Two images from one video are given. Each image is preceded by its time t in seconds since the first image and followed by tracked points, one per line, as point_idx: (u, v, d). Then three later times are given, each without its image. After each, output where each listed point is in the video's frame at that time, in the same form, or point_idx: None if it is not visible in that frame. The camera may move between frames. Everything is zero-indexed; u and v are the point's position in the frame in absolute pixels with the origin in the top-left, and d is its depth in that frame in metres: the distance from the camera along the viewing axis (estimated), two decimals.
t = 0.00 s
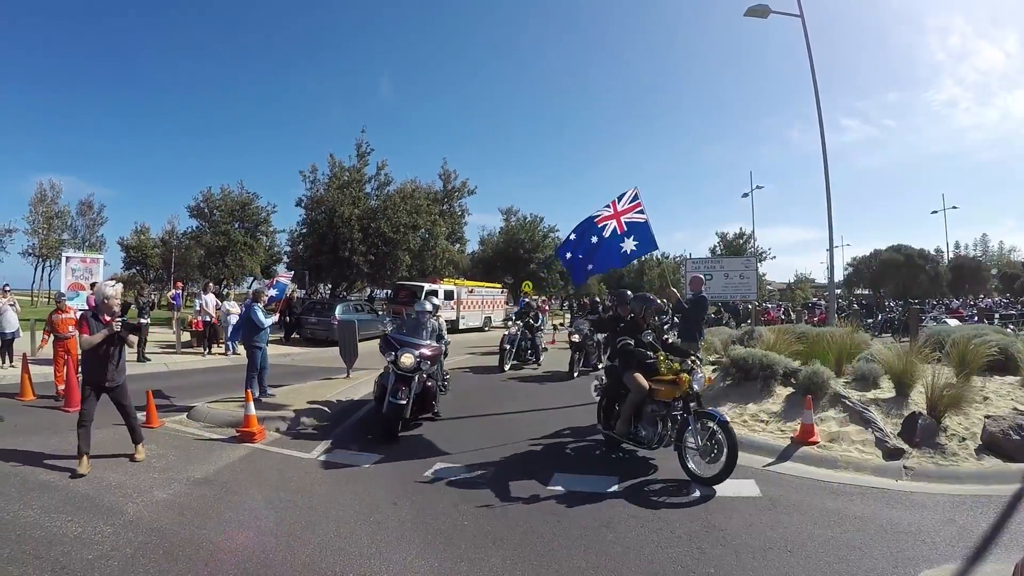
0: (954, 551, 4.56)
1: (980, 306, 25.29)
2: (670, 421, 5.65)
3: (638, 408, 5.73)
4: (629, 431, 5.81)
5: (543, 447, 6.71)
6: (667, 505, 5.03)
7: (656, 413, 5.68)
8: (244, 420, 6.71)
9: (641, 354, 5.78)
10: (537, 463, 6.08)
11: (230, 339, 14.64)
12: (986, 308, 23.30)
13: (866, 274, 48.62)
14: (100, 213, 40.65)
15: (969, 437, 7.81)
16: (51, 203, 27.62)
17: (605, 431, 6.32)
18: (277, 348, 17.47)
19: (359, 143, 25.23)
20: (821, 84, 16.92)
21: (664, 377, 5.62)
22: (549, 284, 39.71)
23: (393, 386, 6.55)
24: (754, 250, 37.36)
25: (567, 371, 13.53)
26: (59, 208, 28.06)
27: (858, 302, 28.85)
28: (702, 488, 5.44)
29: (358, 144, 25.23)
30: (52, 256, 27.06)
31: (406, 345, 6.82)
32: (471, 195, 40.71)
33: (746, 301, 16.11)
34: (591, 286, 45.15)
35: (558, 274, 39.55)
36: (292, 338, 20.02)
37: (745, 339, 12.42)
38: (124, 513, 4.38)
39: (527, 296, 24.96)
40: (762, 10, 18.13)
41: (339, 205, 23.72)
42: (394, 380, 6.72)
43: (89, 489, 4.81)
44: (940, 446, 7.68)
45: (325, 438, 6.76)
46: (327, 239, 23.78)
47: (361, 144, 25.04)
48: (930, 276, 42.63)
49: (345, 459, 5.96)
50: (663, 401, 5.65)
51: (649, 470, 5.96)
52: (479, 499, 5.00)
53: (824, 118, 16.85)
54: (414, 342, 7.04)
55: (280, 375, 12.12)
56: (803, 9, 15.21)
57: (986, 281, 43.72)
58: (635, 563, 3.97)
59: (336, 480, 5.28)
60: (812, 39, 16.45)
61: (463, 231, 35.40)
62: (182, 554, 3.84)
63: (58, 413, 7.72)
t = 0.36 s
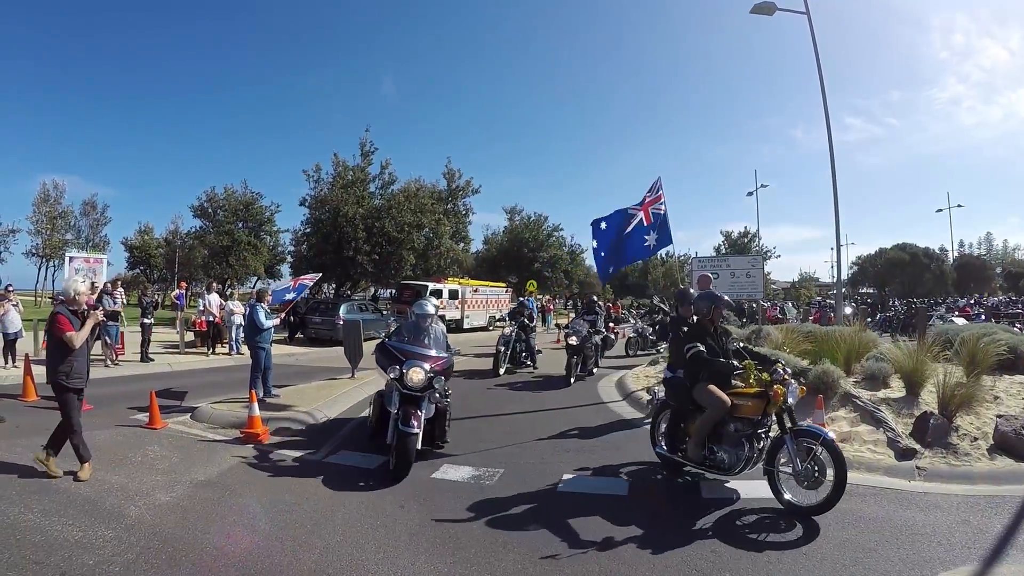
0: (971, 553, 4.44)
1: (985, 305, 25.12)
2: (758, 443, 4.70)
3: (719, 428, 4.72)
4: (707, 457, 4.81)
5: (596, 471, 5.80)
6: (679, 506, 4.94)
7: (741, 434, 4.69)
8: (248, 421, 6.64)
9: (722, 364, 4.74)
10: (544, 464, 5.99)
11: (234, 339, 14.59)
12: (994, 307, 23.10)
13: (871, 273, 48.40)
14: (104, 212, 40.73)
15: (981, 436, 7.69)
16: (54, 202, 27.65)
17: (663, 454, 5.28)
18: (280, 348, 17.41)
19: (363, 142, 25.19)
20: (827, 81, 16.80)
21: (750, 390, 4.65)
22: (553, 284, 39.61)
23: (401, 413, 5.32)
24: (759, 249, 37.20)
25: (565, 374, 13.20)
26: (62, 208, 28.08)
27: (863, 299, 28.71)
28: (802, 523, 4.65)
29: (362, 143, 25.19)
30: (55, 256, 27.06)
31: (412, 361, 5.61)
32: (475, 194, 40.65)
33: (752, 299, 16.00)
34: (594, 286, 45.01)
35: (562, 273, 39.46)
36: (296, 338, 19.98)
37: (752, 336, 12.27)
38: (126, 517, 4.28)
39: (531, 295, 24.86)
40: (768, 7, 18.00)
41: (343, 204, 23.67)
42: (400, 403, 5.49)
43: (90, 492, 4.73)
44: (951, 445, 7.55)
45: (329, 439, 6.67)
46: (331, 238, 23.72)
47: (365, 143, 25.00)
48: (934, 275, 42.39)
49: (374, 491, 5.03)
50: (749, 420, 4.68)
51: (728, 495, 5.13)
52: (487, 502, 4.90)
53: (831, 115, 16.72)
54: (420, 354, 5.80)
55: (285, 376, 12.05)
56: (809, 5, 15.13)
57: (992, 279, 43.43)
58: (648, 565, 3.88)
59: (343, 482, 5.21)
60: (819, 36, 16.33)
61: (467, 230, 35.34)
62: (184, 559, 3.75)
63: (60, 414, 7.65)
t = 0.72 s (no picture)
0: (985, 557, 4.32)
1: (987, 305, 25.01)
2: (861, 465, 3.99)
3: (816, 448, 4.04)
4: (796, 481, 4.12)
5: (652, 505, 4.86)
6: (686, 506, 4.84)
7: (844, 456, 4.00)
8: (246, 423, 6.52)
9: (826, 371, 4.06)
10: (547, 467, 5.87)
11: (232, 340, 14.46)
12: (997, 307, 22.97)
13: (870, 273, 48.35)
14: (101, 212, 40.59)
15: (989, 437, 7.57)
16: (52, 203, 27.52)
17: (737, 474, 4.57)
18: (279, 349, 17.28)
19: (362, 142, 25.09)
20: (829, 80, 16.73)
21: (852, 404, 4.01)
22: (553, 284, 39.50)
23: (431, 453, 3.91)
24: (759, 249, 37.12)
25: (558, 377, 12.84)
26: (60, 208, 27.96)
27: (862, 299, 28.65)
28: (918, 557, 3.87)
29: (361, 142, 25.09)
30: (52, 257, 26.91)
31: (437, 379, 4.16)
32: (474, 194, 40.59)
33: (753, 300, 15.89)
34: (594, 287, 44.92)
35: (562, 273, 39.37)
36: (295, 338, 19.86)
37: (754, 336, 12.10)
38: (119, 523, 4.16)
39: (531, 295, 24.72)
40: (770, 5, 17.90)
41: (342, 204, 23.55)
42: (423, 437, 4.06)
43: (83, 496, 4.60)
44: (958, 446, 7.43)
45: (329, 443, 6.55)
46: (330, 238, 23.59)
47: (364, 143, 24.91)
48: (934, 275, 42.28)
49: (397, 538, 4.12)
50: (851, 439, 4.01)
51: (823, 527, 4.33)
52: (490, 506, 4.77)
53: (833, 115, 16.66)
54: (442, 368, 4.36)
55: (284, 377, 11.93)
56: (810, 4, 15.09)
57: (991, 280, 43.32)
58: (658, 567, 3.75)
59: (342, 487, 5.09)
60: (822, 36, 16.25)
61: (467, 231, 35.24)
62: (178, 567, 3.64)
63: (54, 417, 7.53)
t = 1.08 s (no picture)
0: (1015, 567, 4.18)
1: (992, 305, 24.88)
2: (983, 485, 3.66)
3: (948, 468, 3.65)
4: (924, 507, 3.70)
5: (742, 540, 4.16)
6: (702, 514, 4.70)
7: (975, 477, 3.64)
8: (248, 428, 6.38)
9: (969, 384, 3.59)
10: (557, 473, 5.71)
11: (234, 340, 14.32)
12: (1002, 306, 22.83)
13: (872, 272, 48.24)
14: (102, 212, 40.46)
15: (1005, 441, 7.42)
16: (52, 202, 27.40)
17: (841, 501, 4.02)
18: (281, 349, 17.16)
19: (364, 141, 24.97)
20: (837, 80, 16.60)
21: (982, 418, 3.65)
22: (556, 283, 39.41)
23: (534, 529, 2.69)
24: (762, 249, 37.00)
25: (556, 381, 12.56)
26: (60, 208, 27.84)
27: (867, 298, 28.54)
28: None
29: (363, 142, 24.97)
30: (53, 256, 26.81)
31: (522, 417, 2.93)
32: (477, 194, 40.52)
33: (759, 301, 15.73)
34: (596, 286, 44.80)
35: (564, 273, 39.30)
36: (297, 339, 19.73)
37: (761, 339, 11.70)
38: (119, 534, 4.02)
39: (533, 295, 24.61)
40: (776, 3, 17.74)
41: (344, 204, 23.42)
42: (514, 501, 2.86)
43: (82, 505, 4.46)
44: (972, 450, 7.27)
45: (334, 448, 6.41)
46: (332, 237, 23.44)
47: (366, 142, 24.79)
48: (937, 275, 42.11)
49: None
50: (976, 457, 3.67)
51: (937, 555, 3.84)
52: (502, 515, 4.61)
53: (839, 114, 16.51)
54: (514, 395, 3.11)
55: (286, 379, 11.79)
56: (816, 3, 14.98)
57: (994, 280, 43.16)
58: None
59: (348, 493, 4.95)
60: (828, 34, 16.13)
61: (469, 230, 35.14)
62: None
63: (53, 420, 7.39)
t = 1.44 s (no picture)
0: None
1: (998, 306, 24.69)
2: None
3: None
4: None
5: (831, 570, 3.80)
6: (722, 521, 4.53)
7: None
8: (250, 432, 6.20)
9: None
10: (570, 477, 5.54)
11: (235, 341, 14.16)
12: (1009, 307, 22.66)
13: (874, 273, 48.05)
14: (102, 211, 40.28)
15: None
16: (52, 202, 27.20)
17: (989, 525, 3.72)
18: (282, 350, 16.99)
19: (366, 140, 24.81)
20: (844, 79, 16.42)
21: None
22: (557, 284, 39.26)
23: None
24: (765, 249, 36.84)
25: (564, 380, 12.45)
26: (60, 207, 27.65)
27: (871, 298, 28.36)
28: None
29: (365, 141, 24.81)
30: (53, 256, 26.62)
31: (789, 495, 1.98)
32: (479, 194, 40.35)
33: (765, 301, 15.57)
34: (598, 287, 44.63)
35: (566, 273, 39.17)
36: (298, 339, 19.59)
37: (769, 342, 11.47)
38: (117, 545, 3.84)
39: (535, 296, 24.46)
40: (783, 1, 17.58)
41: (346, 203, 23.24)
42: None
43: (78, 514, 4.29)
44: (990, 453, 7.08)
45: (338, 452, 6.24)
46: (333, 237, 23.27)
47: (368, 141, 24.63)
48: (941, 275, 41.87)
49: None
50: None
51: None
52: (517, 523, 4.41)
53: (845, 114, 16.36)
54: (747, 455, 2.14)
55: (288, 380, 11.62)
56: (823, 1, 14.84)
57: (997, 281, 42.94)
58: None
59: (355, 499, 4.78)
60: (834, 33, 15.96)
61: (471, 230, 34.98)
62: None
63: (50, 423, 7.22)
